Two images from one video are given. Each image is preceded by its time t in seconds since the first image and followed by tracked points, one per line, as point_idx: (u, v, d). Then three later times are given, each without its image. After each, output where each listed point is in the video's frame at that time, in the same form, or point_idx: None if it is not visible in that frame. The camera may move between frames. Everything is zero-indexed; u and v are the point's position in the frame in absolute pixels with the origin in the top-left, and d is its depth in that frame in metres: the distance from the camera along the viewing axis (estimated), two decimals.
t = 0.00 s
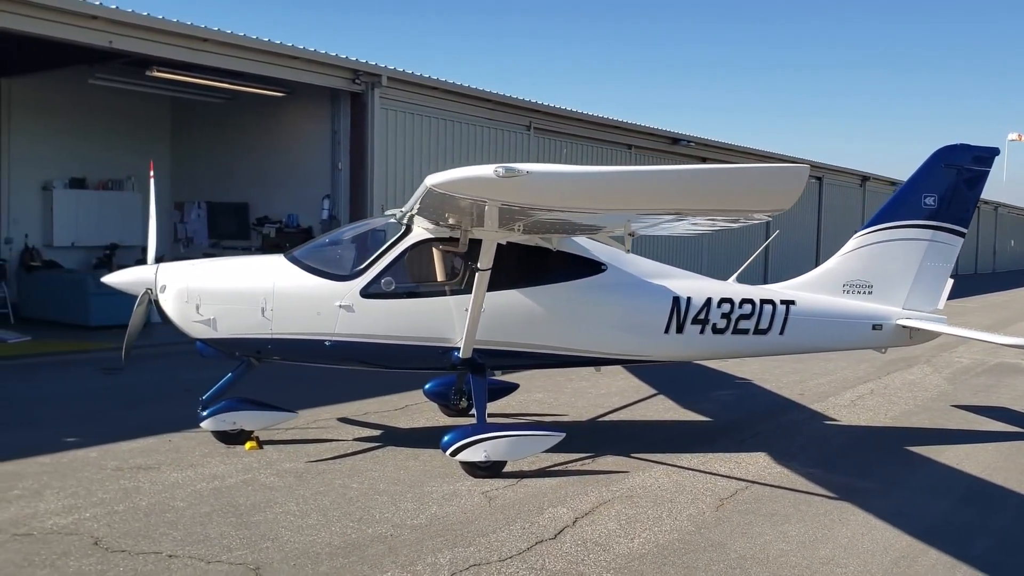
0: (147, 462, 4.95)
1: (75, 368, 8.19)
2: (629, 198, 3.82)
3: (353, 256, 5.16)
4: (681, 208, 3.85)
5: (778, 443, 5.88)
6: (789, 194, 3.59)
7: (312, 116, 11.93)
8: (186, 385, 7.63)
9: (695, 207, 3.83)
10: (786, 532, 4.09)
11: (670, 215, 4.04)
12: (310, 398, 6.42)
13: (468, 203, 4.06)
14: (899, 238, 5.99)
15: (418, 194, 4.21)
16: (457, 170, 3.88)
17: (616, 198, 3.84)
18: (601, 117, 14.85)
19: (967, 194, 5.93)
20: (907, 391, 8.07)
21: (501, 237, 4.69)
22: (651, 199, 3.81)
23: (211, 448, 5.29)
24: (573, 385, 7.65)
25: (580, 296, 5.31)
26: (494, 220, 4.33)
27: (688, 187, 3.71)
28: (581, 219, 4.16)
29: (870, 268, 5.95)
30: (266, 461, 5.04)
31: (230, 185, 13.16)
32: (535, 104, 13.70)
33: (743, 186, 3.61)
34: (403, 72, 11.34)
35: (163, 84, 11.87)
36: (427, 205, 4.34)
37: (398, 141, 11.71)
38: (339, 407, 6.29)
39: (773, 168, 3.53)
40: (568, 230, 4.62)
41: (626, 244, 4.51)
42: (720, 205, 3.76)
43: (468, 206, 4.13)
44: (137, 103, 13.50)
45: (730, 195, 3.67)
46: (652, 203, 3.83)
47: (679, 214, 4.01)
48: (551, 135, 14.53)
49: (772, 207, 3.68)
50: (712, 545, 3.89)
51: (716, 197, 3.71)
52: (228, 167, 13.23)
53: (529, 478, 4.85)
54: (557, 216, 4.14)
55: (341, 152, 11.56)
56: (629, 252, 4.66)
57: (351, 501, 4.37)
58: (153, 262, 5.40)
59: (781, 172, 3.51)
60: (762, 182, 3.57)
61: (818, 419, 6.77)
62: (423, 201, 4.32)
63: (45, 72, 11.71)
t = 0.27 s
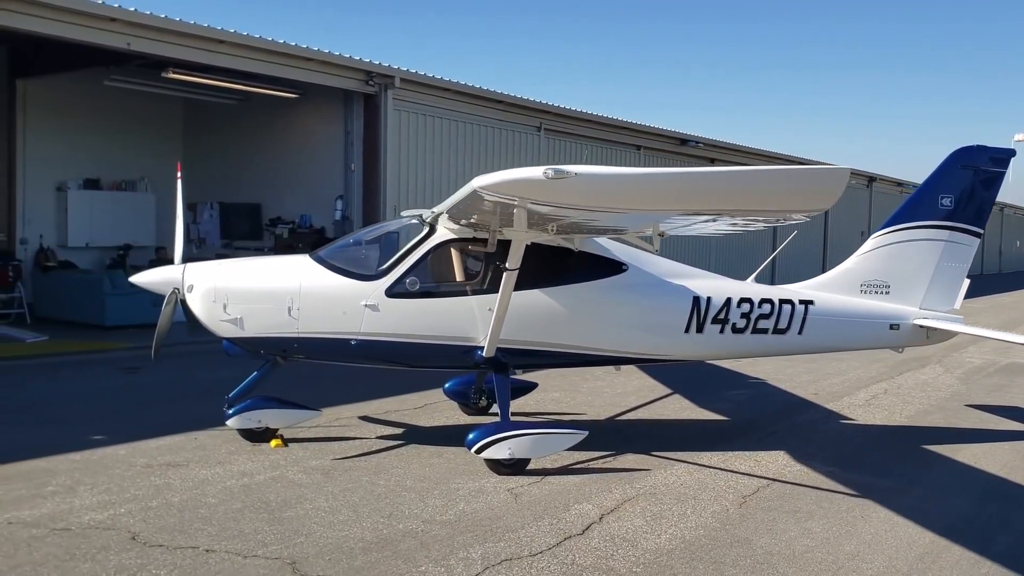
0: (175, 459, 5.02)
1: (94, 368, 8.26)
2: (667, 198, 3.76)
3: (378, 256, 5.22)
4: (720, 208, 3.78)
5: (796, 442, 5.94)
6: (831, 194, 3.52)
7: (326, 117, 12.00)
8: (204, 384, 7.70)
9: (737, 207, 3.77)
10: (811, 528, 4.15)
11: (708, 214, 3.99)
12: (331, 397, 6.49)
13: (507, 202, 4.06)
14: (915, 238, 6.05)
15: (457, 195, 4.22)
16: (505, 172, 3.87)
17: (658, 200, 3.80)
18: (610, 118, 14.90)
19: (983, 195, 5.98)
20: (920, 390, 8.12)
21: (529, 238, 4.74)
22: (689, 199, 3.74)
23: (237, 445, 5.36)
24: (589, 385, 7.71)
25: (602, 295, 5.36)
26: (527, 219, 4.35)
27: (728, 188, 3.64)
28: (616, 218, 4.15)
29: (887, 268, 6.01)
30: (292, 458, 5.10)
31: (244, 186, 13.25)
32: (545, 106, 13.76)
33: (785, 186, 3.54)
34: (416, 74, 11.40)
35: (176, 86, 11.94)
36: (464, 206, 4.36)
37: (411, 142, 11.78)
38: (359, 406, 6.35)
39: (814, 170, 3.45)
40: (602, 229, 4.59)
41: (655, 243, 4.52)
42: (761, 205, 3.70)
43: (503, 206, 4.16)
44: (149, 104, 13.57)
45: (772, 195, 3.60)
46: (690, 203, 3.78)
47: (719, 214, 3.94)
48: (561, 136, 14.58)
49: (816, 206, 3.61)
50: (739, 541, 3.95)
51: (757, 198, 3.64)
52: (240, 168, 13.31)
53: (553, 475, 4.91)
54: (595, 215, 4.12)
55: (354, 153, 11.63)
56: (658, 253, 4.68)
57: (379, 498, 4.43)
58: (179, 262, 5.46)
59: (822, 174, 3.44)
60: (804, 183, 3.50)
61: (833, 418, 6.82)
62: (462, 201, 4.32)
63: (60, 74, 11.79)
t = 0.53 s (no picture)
0: (199, 456, 5.12)
1: (111, 368, 8.37)
2: (692, 203, 3.84)
3: (397, 257, 5.33)
4: (743, 212, 3.86)
5: (806, 441, 6.04)
6: (853, 200, 3.60)
7: (337, 120, 12.10)
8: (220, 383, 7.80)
9: (761, 212, 3.85)
10: (824, 525, 4.25)
11: (730, 218, 4.07)
12: (347, 396, 6.59)
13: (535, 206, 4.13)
14: (924, 240, 6.14)
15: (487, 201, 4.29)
16: (540, 179, 3.94)
17: (683, 205, 3.87)
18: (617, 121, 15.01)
19: (991, 198, 6.07)
20: (927, 390, 8.22)
21: (549, 240, 4.84)
22: (712, 204, 3.82)
23: (259, 443, 5.46)
24: (600, 385, 7.81)
25: (616, 296, 5.46)
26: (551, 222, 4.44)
27: (752, 195, 3.72)
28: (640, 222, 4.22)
29: (896, 270, 6.10)
30: (313, 456, 5.21)
31: (255, 187, 13.37)
32: (553, 108, 13.86)
33: (808, 191, 3.62)
34: (426, 77, 11.50)
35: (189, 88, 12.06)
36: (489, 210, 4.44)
37: (420, 144, 11.89)
38: (376, 405, 6.46)
39: (837, 178, 3.52)
40: (619, 233, 4.67)
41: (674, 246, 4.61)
42: (784, 210, 3.78)
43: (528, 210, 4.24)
44: (160, 105, 13.69)
45: (794, 200, 3.68)
46: (713, 208, 3.86)
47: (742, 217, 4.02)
48: (569, 138, 14.68)
49: (836, 211, 3.69)
50: (754, 537, 4.05)
51: (780, 203, 3.72)
52: (250, 169, 13.45)
53: (569, 473, 5.01)
54: (619, 219, 4.20)
55: (365, 155, 11.75)
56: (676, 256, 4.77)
57: (401, 494, 4.54)
58: (202, 263, 5.57)
59: (845, 181, 3.51)
60: (825, 188, 3.58)
61: (842, 417, 6.92)
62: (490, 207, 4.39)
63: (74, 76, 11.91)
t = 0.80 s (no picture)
0: (207, 450, 5.21)
1: (113, 366, 8.44)
2: (696, 201, 3.93)
3: (401, 254, 5.42)
4: (746, 209, 3.96)
5: (802, 435, 6.16)
6: (856, 197, 3.69)
7: (335, 119, 12.18)
8: (222, 381, 7.88)
9: (767, 209, 3.94)
10: (821, 515, 4.36)
11: (733, 216, 4.16)
12: (350, 392, 6.68)
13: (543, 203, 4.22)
14: (917, 239, 6.27)
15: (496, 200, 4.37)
16: (553, 177, 4.02)
17: (691, 203, 3.96)
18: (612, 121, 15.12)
19: (982, 198, 6.18)
20: (920, 387, 8.35)
21: (553, 238, 4.94)
22: (716, 202, 3.91)
23: (265, 437, 5.55)
24: (598, 382, 7.91)
25: (617, 293, 5.56)
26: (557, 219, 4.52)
27: (755, 193, 3.81)
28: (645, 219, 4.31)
29: (890, 267, 6.22)
30: (320, 449, 5.30)
31: (253, 187, 13.44)
32: (549, 108, 13.96)
33: (809, 189, 3.71)
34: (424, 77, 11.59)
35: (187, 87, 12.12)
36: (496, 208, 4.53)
37: (418, 144, 11.97)
38: (378, 401, 6.55)
39: (841, 176, 3.61)
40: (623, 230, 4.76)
41: (676, 243, 4.70)
42: (785, 208, 3.88)
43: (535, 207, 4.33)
44: (158, 105, 13.75)
45: (795, 198, 3.78)
46: (717, 205, 3.95)
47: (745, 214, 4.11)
48: (564, 138, 14.79)
49: (836, 209, 3.79)
50: (753, 527, 4.16)
51: (782, 201, 3.82)
52: (248, 169, 13.51)
53: (572, 466, 5.11)
54: (624, 216, 4.29)
55: (363, 154, 11.82)
56: (678, 253, 4.86)
57: (408, 486, 4.63)
58: (209, 260, 5.66)
59: (849, 179, 3.60)
60: (825, 187, 3.68)
61: (837, 413, 7.04)
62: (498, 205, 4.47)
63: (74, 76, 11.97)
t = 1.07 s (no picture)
0: (214, 449, 5.27)
1: (114, 366, 8.49)
2: (702, 203, 4.00)
3: (405, 255, 5.50)
4: (750, 211, 4.04)
5: (800, 433, 6.24)
6: (858, 199, 3.76)
7: (333, 120, 12.23)
8: (224, 381, 7.93)
9: (772, 211, 4.02)
10: (820, 511, 4.44)
11: (738, 217, 4.24)
12: (352, 391, 6.74)
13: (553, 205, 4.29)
14: (913, 240, 6.36)
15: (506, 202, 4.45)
16: (566, 180, 4.09)
17: (697, 205, 4.04)
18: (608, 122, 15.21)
19: (977, 199, 6.28)
20: (914, 386, 8.45)
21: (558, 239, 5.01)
22: (721, 204, 3.99)
23: (270, 436, 5.61)
24: (596, 381, 7.99)
25: (618, 294, 5.64)
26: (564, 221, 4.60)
27: (760, 194, 3.89)
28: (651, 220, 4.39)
29: (886, 268, 6.32)
30: (325, 448, 5.37)
31: (251, 187, 13.49)
32: (546, 110, 14.04)
33: (812, 192, 3.80)
34: (422, 78, 11.66)
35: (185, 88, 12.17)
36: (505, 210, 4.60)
37: (416, 145, 12.04)
38: (381, 400, 6.61)
39: (843, 179, 3.69)
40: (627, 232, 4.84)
41: (679, 245, 4.77)
42: (788, 210, 3.96)
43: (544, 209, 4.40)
44: (156, 105, 13.79)
45: (798, 200, 3.86)
46: (722, 207, 4.03)
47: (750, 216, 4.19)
48: (560, 139, 14.87)
49: (839, 211, 3.87)
50: (754, 523, 4.24)
51: (786, 202, 3.90)
52: (246, 169, 13.56)
53: (574, 463, 5.18)
54: (631, 217, 4.36)
55: (361, 155, 11.88)
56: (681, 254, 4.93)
57: (414, 483, 4.70)
58: (214, 260, 5.72)
59: (853, 182, 3.68)
60: (828, 189, 3.76)
61: (833, 412, 7.13)
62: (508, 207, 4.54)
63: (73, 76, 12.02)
